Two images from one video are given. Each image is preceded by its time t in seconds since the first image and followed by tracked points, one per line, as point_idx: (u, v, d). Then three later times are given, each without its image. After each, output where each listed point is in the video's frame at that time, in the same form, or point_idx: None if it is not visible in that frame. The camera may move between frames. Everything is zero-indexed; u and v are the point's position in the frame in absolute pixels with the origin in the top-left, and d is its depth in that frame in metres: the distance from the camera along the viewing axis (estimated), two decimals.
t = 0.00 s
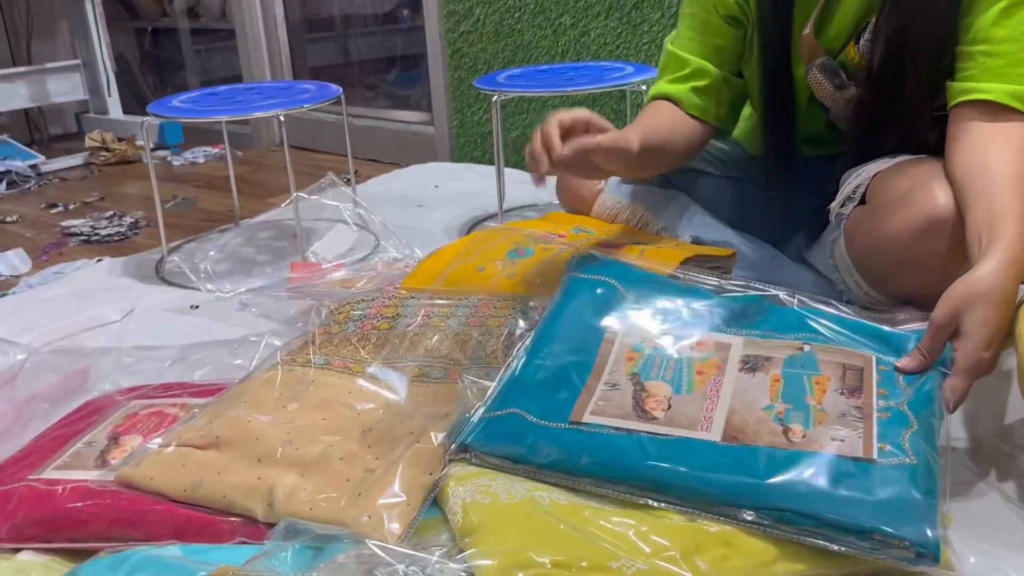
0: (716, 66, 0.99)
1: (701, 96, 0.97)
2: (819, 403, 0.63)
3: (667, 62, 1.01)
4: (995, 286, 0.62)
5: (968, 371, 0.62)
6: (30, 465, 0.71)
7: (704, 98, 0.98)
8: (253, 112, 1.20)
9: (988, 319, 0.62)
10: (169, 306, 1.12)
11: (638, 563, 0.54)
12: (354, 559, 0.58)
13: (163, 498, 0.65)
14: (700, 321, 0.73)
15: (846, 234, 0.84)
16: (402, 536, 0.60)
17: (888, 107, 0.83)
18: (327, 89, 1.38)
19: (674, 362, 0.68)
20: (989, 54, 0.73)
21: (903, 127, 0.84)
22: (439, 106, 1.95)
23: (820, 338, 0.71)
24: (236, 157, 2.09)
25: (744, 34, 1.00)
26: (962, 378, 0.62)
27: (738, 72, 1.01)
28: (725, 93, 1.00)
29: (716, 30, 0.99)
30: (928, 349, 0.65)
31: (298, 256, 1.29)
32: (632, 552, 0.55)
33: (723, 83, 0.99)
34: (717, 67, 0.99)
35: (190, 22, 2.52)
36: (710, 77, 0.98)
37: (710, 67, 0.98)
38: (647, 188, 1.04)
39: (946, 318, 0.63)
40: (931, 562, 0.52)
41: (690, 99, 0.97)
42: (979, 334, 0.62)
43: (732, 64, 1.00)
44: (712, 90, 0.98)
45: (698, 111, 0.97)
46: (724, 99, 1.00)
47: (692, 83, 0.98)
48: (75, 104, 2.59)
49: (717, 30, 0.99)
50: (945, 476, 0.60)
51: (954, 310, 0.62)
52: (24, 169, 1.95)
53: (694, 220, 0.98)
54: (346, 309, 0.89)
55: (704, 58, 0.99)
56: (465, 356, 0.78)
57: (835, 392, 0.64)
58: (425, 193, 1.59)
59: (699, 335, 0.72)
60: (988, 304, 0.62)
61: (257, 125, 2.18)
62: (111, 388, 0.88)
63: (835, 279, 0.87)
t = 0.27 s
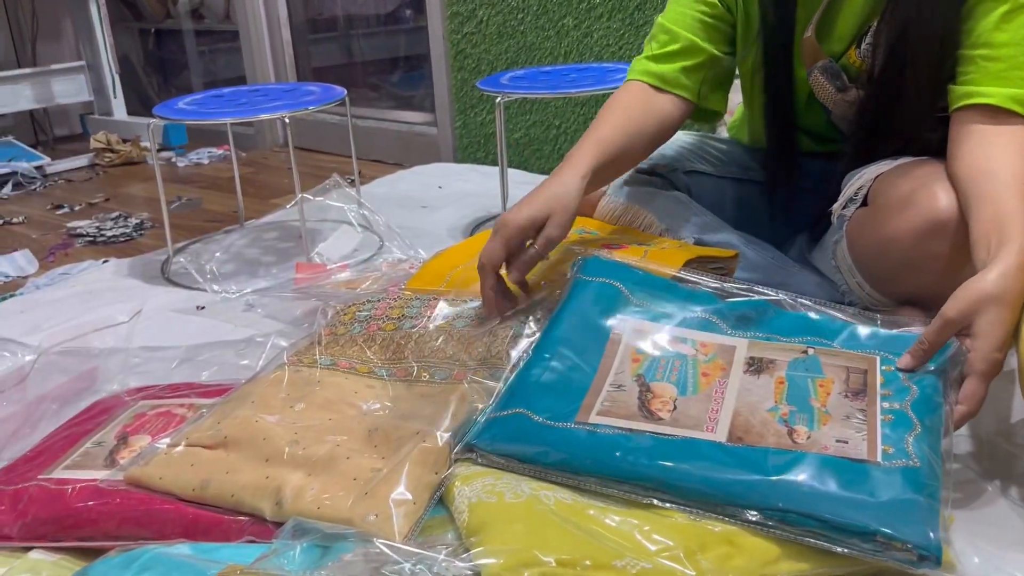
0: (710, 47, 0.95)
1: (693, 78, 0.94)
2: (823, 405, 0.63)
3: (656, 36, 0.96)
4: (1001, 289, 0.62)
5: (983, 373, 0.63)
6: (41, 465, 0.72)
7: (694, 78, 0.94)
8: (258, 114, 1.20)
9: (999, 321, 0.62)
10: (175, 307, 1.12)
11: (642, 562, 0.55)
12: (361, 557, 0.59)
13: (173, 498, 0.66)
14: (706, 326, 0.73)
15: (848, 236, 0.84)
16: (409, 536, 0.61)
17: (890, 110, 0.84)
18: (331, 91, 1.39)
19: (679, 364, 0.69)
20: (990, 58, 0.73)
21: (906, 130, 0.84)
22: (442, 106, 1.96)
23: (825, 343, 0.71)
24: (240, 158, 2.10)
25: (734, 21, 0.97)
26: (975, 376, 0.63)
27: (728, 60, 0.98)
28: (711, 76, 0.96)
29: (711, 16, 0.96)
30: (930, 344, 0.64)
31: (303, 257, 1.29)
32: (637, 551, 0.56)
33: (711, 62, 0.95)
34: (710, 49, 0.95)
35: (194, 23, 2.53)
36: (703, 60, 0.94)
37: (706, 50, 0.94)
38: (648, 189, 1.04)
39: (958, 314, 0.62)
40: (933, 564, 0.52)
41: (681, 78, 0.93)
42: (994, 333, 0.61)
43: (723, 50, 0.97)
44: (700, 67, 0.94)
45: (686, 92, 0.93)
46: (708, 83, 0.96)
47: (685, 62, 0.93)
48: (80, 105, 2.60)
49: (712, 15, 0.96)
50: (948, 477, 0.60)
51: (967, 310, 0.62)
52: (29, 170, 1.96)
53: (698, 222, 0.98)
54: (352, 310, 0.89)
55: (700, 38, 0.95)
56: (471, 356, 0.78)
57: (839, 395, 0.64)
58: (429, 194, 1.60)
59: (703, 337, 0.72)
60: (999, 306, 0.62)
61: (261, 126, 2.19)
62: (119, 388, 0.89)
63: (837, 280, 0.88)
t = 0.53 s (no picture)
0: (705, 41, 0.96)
1: (686, 71, 0.94)
2: (825, 405, 0.63)
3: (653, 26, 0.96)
4: (1000, 291, 0.61)
5: (986, 378, 0.61)
6: (40, 465, 0.72)
7: (688, 72, 0.94)
8: (260, 114, 1.20)
9: (1001, 326, 0.61)
10: (176, 306, 1.12)
11: (642, 562, 0.55)
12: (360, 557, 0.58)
13: (172, 498, 0.66)
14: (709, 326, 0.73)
15: (849, 236, 0.84)
16: (408, 535, 0.60)
17: (892, 110, 0.84)
18: (333, 90, 1.39)
19: (680, 364, 0.68)
20: (992, 56, 0.73)
21: (908, 129, 0.84)
22: (444, 106, 1.96)
23: (827, 343, 0.70)
24: (242, 158, 2.10)
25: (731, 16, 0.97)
26: (978, 380, 0.62)
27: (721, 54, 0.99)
28: (704, 70, 0.97)
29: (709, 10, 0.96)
30: (941, 353, 0.63)
31: (305, 256, 1.29)
32: (637, 551, 0.55)
33: (705, 55, 0.96)
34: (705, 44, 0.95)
35: (197, 23, 2.53)
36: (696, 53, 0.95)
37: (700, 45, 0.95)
38: (648, 190, 1.03)
39: (959, 317, 0.61)
40: (935, 565, 0.52)
41: (674, 70, 0.93)
42: (994, 338, 0.61)
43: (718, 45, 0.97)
44: (694, 61, 0.95)
45: (678, 84, 0.94)
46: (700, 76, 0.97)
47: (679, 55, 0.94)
48: (82, 105, 2.60)
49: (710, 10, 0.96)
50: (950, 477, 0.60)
51: (969, 318, 0.61)
52: (31, 170, 1.96)
53: (698, 222, 0.97)
54: (352, 309, 0.89)
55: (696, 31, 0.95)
56: (470, 356, 0.78)
57: (841, 395, 0.64)
58: (431, 194, 1.59)
59: (705, 337, 0.71)
60: (998, 310, 0.61)
61: (263, 126, 2.19)
62: (120, 387, 0.89)
63: (839, 279, 0.88)
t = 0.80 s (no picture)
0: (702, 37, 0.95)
1: (682, 66, 0.93)
2: (823, 406, 0.62)
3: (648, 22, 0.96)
4: (994, 293, 0.61)
5: (984, 379, 0.61)
6: (36, 465, 0.72)
7: (683, 66, 0.94)
8: (258, 113, 1.20)
9: (998, 329, 0.60)
10: (174, 306, 1.12)
11: (637, 562, 0.54)
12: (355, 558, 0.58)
13: (167, 498, 0.66)
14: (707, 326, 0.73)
15: (848, 235, 0.84)
16: (403, 536, 0.60)
17: (890, 109, 0.84)
18: (331, 89, 1.38)
19: (678, 363, 0.68)
20: (989, 54, 0.72)
21: (907, 127, 0.84)
22: (443, 104, 1.95)
23: (824, 343, 0.70)
24: (242, 157, 2.10)
25: (729, 13, 0.97)
26: (978, 383, 0.61)
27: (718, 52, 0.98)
28: (700, 66, 0.96)
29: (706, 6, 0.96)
30: (940, 365, 0.63)
31: (303, 255, 1.29)
32: (632, 552, 0.55)
33: (703, 50, 0.95)
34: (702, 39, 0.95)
35: (196, 22, 2.53)
36: (693, 49, 0.95)
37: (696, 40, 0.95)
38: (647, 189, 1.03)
39: (957, 330, 0.61)
40: (931, 566, 0.52)
41: (670, 64, 0.93)
42: (994, 343, 0.60)
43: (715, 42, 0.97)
44: (691, 54, 0.94)
45: (674, 79, 0.93)
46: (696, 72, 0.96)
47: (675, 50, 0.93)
48: (83, 104, 2.60)
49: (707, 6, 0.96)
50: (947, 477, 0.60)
51: (965, 324, 0.61)
52: (31, 170, 1.97)
53: (696, 221, 0.97)
54: (349, 309, 0.89)
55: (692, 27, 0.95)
56: (466, 355, 0.78)
57: (838, 395, 0.63)
58: (430, 193, 1.59)
59: (703, 337, 0.71)
60: (993, 313, 0.60)
61: (263, 125, 2.19)
62: (117, 387, 0.89)
63: (837, 278, 0.87)
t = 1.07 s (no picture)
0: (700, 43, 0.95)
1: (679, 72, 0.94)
2: (831, 405, 0.62)
3: (646, 31, 0.96)
4: (999, 296, 0.60)
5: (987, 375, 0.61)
6: (40, 463, 0.72)
7: (680, 73, 0.94)
8: (260, 112, 1.20)
9: (1008, 335, 0.60)
10: (177, 304, 1.12)
11: (643, 561, 0.54)
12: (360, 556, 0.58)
13: (171, 497, 0.66)
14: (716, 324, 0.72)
15: (851, 234, 0.83)
16: (407, 534, 0.60)
17: (895, 108, 0.83)
18: (333, 88, 1.38)
19: (688, 358, 0.67)
20: (994, 51, 0.72)
21: (910, 127, 0.84)
22: (444, 103, 1.95)
23: (833, 344, 0.69)
24: (243, 156, 2.10)
25: (729, 17, 0.97)
26: (989, 388, 0.60)
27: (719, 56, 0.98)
28: (700, 71, 0.96)
29: (703, 12, 0.96)
30: (952, 372, 0.62)
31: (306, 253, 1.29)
32: (637, 550, 0.55)
33: (704, 56, 0.95)
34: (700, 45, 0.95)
35: (198, 21, 2.53)
36: (691, 55, 0.94)
37: (695, 47, 0.95)
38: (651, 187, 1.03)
39: (967, 335, 0.60)
40: (933, 569, 0.53)
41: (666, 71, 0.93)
42: (1006, 351, 0.60)
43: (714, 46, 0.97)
44: (691, 61, 0.94)
45: (672, 86, 0.93)
46: (697, 77, 0.96)
47: (672, 57, 0.94)
48: (84, 103, 2.60)
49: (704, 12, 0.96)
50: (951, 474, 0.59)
51: (976, 331, 0.60)
52: (33, 169, 1.97)
53: (700, 220, 0.97)
54: (352, 307, 0.89)
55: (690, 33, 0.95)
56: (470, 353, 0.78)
57: (847, 396, 0.63)
58: (432, 191, 1.59)
59: (713, 335, 0.70)
60: (1002, 318, 0.60)
61: (265, 123, 2.19)
62: (120, 385, 0.89)
63: (840, 276, 0.87)
